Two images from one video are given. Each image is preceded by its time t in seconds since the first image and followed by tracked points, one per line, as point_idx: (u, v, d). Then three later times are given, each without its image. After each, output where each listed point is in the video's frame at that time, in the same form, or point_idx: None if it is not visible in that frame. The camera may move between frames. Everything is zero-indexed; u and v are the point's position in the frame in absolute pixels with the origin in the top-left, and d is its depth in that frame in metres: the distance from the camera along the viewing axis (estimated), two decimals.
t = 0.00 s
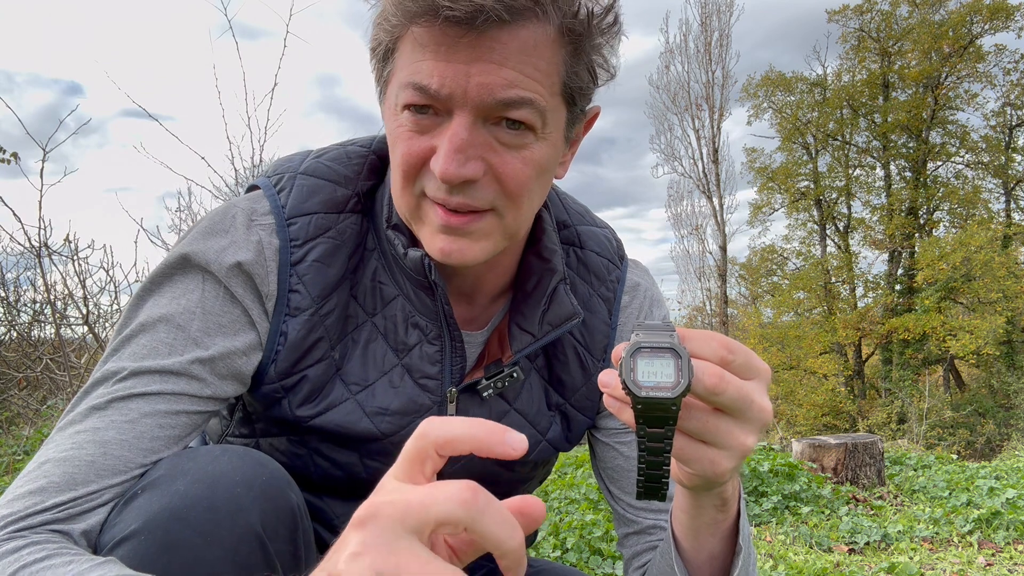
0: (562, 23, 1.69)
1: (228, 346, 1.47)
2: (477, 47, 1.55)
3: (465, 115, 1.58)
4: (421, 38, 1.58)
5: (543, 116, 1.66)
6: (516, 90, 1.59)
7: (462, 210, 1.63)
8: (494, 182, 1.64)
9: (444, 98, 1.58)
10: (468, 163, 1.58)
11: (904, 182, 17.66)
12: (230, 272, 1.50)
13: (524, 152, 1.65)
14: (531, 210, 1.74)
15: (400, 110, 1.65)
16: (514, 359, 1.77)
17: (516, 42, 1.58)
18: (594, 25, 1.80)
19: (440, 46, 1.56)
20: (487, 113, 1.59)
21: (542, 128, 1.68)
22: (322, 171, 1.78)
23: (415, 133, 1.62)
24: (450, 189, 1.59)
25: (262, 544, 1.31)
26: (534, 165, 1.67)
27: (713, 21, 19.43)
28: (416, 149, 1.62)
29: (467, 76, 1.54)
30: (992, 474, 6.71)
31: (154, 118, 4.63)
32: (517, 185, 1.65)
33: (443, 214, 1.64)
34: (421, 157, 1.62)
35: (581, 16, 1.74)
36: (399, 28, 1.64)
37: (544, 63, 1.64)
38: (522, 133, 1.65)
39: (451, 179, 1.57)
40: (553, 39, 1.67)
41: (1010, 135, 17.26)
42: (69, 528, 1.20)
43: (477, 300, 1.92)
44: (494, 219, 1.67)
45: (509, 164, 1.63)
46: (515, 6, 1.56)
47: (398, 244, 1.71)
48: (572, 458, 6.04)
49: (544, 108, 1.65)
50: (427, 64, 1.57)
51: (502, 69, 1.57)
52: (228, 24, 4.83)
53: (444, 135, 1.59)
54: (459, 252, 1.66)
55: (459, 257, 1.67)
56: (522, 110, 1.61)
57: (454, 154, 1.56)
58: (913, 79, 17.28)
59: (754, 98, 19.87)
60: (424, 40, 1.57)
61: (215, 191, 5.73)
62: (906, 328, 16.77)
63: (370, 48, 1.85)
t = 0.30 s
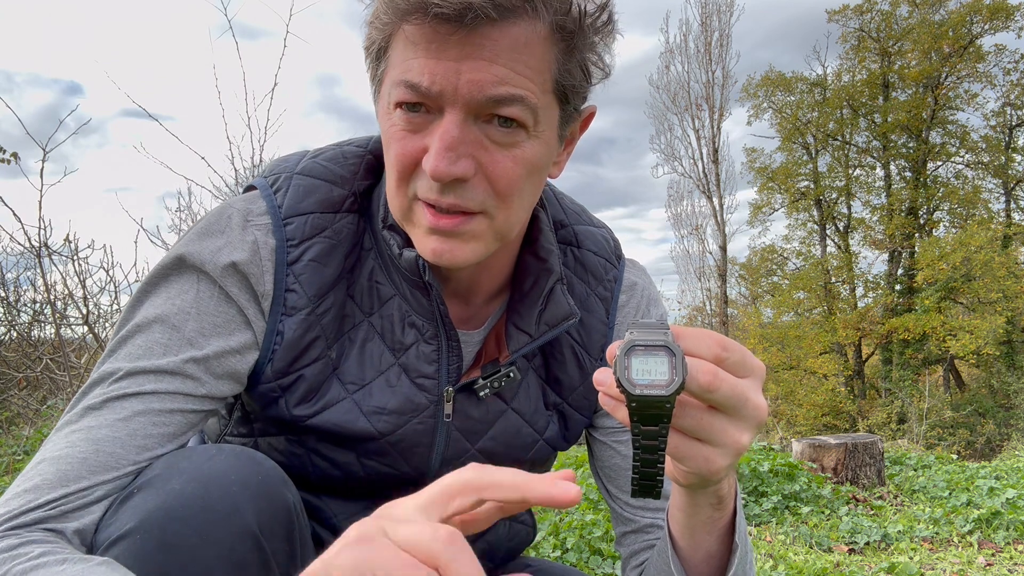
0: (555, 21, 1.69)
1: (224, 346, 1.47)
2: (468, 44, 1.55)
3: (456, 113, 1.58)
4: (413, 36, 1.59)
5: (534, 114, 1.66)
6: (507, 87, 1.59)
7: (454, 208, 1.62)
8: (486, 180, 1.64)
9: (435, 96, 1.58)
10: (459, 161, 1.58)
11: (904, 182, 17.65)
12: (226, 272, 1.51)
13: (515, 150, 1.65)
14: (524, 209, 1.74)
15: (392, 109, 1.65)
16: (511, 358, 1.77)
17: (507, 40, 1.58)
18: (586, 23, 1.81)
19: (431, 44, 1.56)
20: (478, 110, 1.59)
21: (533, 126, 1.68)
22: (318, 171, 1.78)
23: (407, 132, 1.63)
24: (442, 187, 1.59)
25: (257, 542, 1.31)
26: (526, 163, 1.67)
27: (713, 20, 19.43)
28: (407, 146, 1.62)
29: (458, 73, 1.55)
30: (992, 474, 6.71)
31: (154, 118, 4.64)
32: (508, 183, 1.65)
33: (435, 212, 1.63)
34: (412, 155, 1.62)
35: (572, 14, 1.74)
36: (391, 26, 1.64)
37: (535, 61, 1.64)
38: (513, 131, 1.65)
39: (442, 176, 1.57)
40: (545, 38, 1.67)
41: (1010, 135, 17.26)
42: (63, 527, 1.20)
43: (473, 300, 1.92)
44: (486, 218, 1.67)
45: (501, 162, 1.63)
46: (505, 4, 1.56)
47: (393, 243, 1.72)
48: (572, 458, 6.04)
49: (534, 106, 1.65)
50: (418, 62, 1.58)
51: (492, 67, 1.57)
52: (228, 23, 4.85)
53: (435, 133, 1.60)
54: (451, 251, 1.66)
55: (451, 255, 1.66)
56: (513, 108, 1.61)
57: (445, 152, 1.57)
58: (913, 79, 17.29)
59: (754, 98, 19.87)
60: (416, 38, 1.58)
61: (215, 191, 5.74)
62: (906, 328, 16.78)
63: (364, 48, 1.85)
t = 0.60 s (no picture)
0: (556, 23, 1.69)
1: (225, 346, 1.47)
2: (469, 47, 1.55)
3: (457, 116, 1.58)
4: (414, 39, 1.59)
5: (536, 116, 1.66)
6: (509, 90, 1.59)
7: (455, 210, 1.63)
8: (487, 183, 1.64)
9: (437, 99, 1.58)
10: (461, 164, 1.58)
11: (904, 182, 17.66)
12: (227, 271, 1.51)
13: (516, 153, 1.65)
14: (526, 211, 1.74)
15: (394, 111, 1.65)
16: (511, 358, 1.77)
17: (508, 43, 1.58)
18: (588, 24, 1.80)
19: (433, 47, 1.56)
20: (480, 113, 1.59)
21: (535, 129, 1.68)
22: (318, 171, 1.79)
23: (409, 135, 1.63)
24: (443, 190, 1.59)
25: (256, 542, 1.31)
26: (527, 165, 1.67)
27: (713, 20, 19.43)
28: (409, 149, 1.62)
29: (459, 76, 1.55)
30: (992, 474, 6.71)
31: (154, 118, 4.64)
32: (509, 186, 1.65)
33: (436, 213, 1.63)
34: (414, 158, 1.62)
35: (573, 17, 1.74)
36: (393, 28, 1.65)
37: (536, 63, 1.64)
38: (515, 134, 1.65)
39: (444, 179, 1.57)
40: (547, 40, 1.67)
41: (1010, 135, 17.26)
42: (63, 529, 1.21)
43: (474, 300, 1.92)
44: (487, 220, 1.67)
45: (502, 165, 1.63)
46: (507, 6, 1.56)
47: (393, 243, 1.72)
48: (572, 458, 6.04)
49: (536, 108, 1.65)
50: (420, 64, 1.58)
51: (494, 69, 1.57)
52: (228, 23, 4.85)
53: (437, 135, 1.60)
54: (452, 253, 1.66)
55: (452, 257, 1.66)
56: (514, 110, 1.61)
57: (446, 154, 1.57)
58: (913, 79, 17.29)
59: (754, 98, 19.87)
60: (417, 40, 1.58)
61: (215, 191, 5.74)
62: (906, 328, 16.78)
63: (365, 50, 1.85)
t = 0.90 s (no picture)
0: (560, 23, 1.69)
1: (227, 348, 1.47)
2: (474, 47, 1.55)
3: (461, 116, 1.58)
4: (418, 38, 1.58)
5: (539, 116, 1.66)
6: (512, 90, 1.59)
7: (458, 211, 1.63)
8: (490, 183, 1.64)
9: (440, 98, 1.58)
10: (464, 164, 1.58)
11: (904, 182, 17.66)
12: (228, 274, 1.51)
13: (520, 153, 1.66)
14: (529, 211, 1.75)
15: (397, 110, 1.65)
16: (512, 359, 1.77)
17: (513, 43, 1.58)
18: (592, 25, 1.80)
19: (437, 46, 1.56)
20: (483, 113, 1.59)
21: (538, 129, 1.68)
22: (320, 172, 1.79)
23: (412, 135, 1.63)
24: (447, 191, 1.59)
25: (258, 541, 1.31)
26: (530, 166, 1.68)
27: (713, 20, 19.42)
28: (412, 149, 1.62)
29: (464, 75, 1.54)
30: (992, 474, 6.71)
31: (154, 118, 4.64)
32: (512, 186, 1.66)
33: (438, 215, 1.64)
34: (417, 158, 1.62)
35: (578, 18, 1.74)
36: (397, 29, 1.64)
37: (540, 65, 1.64)
38: (518, 134, 1.65)
39: (447, 178, 1.57)
40: (552, 40, 1.67)
41: (1010, 136, 17.27)
42: (64, 530, 1.21)
43: (474, 300, 1.91)
44: (491, 220, 1.68)
45: (506, 166, 1.64)
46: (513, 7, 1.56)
47: (395, 245, 1.72)
48: (572, 458, 6.04)
49: (539, 108, 1.65)
50: (423, 64, 1.57)
51: (498, 69, 1.57)
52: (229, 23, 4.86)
53: (440, 136, 1.60)
54: (454, 255, 1.66)
55: (455, 261, 1.66)
56: (518, 111, 1.61)
57: (450, 155, 1.57)
58: (913, 79, 17.29)
59: (754, 98, 19.86)
60: (421, 40, 1.58)
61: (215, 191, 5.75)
62: (906, 328, 16.78)
63: (368, 50, 1.84)
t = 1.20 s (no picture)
0: (574, 34, 1.64)
1: (224, 347, 1.47)
2: (494, 67, 1.50)
3: (480, 136, 1.54)
4: (433, 55, 1.52)
5: (556, 132, 1.63)
6: (532, 109, 1.55)
7: (475, 229, 1.62)
8: (504, 201, 1.62)
9: (458, 119, 1.53)
10: (483, 184, 1.56)
11: (904, 182, 17.65)
12: (225, 272, 1.50)
13: (535, 169, 1.64)
14: (539, 223, 1.75)
15: (408, 127, 1.60)
16: (512, 360, 1.76)
17: (531, 60, 1.54)
18: (602, 31, 1.76)
19: (455, 65, 1.50)
20: (502, 132, 1.55)
21: (553, 144, 1.66)
22: (317, 172, 1.78)
23: (426, 154, 1.59)
24: (464, 210, 1.57)
25: (255, 541, 1.31)
26: (545, 181, 1.67)
27: (713, 20, 19.41)
28: (427, 169, 1.59)
29: (484, 96, 1.50)
30: (992, 474, 6.71)
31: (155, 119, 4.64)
32: (527, 203, 1.65)
33: (454, 232, 1.62)
34: (431, 177, 1.59)
35: (589, 26, 1.69)
36: (406, 44, 1.56)
37: (556, 80, 1.60)
38: (535, 151, 1.63)
39: (467, 200, 1.54)
40: (566, 53, 1.63)
41: (1010, 135, 17.25)
42: (61, 530, 1.20)
43: (476, 300, 1.89)
44: (504, 235, 1.67)
45: (522, 183, 1.62)
46: (532, 25, 1.52)
47: (394, 246, 1.71)
48: (573, 458, 6.03)
49: (556, 125, 1.62)
50: (439, 82, 1.51)
51: (518, 89, 1.52)
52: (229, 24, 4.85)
53: (458, 156, 1.56)
54: (468, 270, 1.66)
55: (468, 276, 1.66)
56: (537, 129, 1.58)
57: (469, 176, 1.54)
58: (913, 79, 17.29)
59: (754, 98, 19.86)
60: (436, 57, 1.51)
61: (215, 191, 5.75)
62: (906, 328, 16.77)
63: (365, 56, 1.75)
